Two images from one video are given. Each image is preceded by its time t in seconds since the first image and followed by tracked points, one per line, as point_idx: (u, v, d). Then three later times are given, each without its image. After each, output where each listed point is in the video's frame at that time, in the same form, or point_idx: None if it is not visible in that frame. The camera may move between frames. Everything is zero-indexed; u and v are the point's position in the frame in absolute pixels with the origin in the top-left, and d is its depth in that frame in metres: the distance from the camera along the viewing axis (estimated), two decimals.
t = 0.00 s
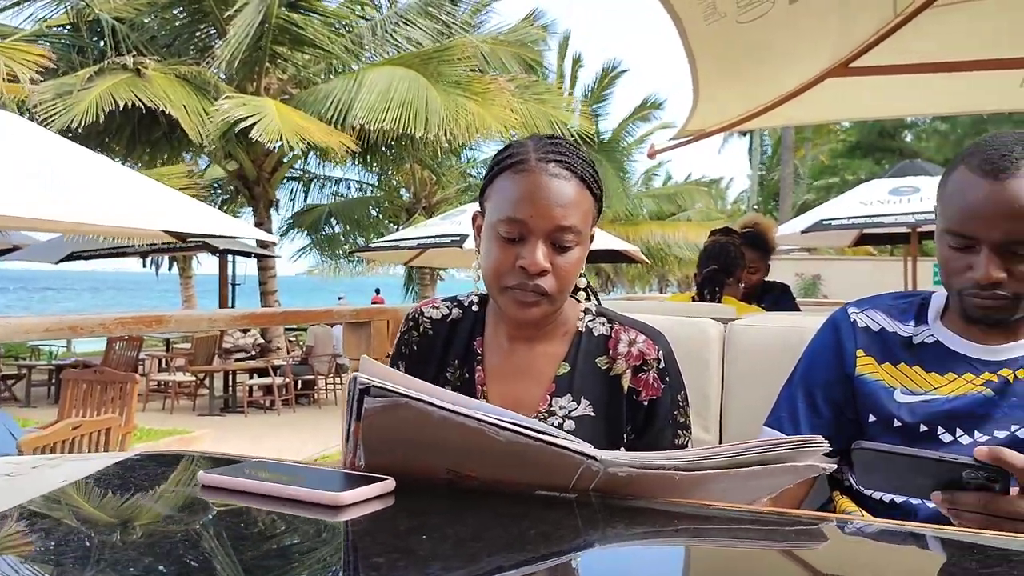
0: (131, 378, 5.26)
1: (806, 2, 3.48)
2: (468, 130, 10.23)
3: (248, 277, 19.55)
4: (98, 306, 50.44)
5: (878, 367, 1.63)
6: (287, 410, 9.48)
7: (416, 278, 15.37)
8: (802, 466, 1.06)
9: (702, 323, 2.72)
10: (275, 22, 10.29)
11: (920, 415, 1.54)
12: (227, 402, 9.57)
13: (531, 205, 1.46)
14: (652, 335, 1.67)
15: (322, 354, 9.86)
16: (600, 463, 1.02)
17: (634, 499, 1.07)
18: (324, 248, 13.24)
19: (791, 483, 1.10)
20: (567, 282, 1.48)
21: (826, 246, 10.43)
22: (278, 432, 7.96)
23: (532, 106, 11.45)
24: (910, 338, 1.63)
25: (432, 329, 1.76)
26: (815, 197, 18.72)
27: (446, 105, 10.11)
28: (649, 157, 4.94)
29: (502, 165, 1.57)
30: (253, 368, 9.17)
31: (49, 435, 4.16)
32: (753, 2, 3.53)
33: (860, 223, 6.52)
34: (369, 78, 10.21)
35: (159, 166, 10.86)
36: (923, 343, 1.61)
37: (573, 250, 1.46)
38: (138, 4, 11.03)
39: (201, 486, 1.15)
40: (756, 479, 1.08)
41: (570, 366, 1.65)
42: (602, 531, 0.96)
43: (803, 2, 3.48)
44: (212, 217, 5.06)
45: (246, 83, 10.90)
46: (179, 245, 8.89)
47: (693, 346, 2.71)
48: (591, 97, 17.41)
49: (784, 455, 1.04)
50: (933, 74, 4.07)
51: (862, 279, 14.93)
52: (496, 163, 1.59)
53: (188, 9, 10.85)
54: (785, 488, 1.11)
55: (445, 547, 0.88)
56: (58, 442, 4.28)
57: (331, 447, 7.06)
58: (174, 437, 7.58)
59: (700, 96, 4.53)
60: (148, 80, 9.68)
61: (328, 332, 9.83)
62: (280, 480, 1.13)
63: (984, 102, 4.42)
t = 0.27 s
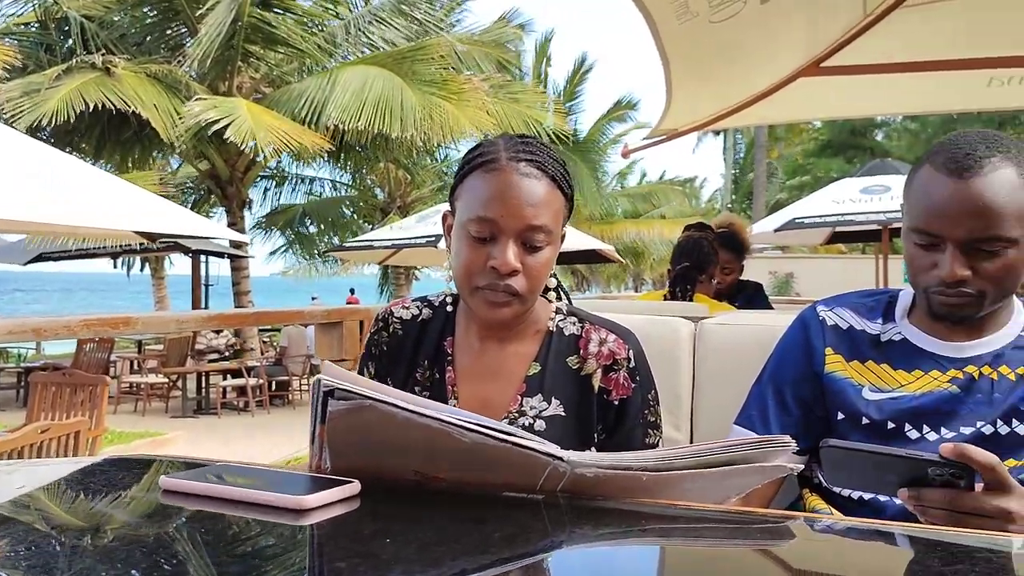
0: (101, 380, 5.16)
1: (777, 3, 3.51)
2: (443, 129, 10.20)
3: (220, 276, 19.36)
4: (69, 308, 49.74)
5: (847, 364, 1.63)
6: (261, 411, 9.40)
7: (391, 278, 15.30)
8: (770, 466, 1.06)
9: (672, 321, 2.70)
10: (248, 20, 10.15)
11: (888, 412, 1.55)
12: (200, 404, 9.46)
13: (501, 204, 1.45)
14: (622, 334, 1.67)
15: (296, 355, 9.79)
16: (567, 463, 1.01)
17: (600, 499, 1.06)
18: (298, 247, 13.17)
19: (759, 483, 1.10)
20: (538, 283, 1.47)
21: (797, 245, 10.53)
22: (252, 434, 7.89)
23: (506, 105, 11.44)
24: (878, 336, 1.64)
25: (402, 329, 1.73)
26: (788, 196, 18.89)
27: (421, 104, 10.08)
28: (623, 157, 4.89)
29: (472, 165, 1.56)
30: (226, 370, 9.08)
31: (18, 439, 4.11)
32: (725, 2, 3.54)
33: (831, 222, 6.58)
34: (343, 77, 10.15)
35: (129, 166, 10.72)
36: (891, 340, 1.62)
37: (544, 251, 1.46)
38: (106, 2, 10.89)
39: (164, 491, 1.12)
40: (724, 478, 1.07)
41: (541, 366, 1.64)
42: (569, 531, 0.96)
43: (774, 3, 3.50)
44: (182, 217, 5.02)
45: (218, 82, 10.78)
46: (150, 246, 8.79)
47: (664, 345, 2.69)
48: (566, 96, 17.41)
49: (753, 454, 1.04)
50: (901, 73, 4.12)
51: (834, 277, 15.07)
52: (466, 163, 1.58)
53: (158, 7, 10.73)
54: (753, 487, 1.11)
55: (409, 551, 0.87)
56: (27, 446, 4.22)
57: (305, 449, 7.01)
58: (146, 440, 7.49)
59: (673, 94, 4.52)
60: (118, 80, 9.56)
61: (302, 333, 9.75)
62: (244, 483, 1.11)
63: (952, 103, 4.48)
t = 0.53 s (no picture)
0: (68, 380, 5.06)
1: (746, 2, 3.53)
2: (415, 128, 10.15)
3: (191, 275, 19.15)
4: (37, 307, 48.97)
5: (812, 362, 1.64)
6: (233, 412, 9.31)
7: (364, 276, 15.22)
8: (732, 466, 1.05)
9: (639, 321, 2.63)
10: (217, 17, 10.02)
11: (852, 409, 1.56)
12: (171, 404, 9.36)
13: (467, 203, 1.44)
14: (589, 333, 1.66)
15: (268, 354, 9.70)
16: (529, 464, 1.00)
17: (563, 500, 1.05)
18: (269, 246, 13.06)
19: (721, 480, 1.10)
20: (505, 282, 1.46)
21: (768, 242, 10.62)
22: (222, 435, 7.81)
23: (478, 103, 11.41)
24: (842, 333, 1.65)
25: (367, 329, 1.71)
26: (758, 193, 19.04)
27: (392, 102, 10.02)
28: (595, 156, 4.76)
29: (438, 163, 1.55)
30: (197, 370, 8.99)
31: None
32: None
33: (801, 220, 6.62)
34: (314, 75, 10.09)
35: (97, 165, 10.58)
36: (855, 337, 1.63)
37: (510, 250, 1.45)
38: None
39: (119, 496, 1.10)
40: (685, 477, 1.07)
41: (508, 365, 1.63)
42: (531, 531, 0.95)
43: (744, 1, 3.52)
44: (152, 216, 4.97)
45: (187, 80, 10.64)
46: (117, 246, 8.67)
47: (631, 343, 2.61)
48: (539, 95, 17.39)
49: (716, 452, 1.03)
50: (869, 73, 4.15)
51: (805, 274, 15.21)
52: (432, 162, 1.57)
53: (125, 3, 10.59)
54: (716, 486, 1.11)
55: (367, 555, 0.86)
56: None
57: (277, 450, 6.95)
58: (114, 442, 7.39)
59: (644, 94, 4.46)
60: (85, 78, 9.41)
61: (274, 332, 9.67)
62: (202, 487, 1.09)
63: (916, 102, 4.54)
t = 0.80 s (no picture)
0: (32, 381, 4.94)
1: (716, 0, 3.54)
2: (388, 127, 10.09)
3: (160, 274, 18.88)
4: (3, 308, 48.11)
5: (778, 358, 1.64)
6: (204, 412, 9.21)
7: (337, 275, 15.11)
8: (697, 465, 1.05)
9: (607, 317, 2.61)
10: (185, 13, 9.89)
11: (818, 404, 1.56)
12: (140, 404, 9.23)
13: (430, 197, 1.43)
14: (556, 329, 1.65)
15: (239, 353, 9.60)
16: (491, 463, 0.99)
17: (525, 498, 1.04)
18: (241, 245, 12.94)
19: (685, 479, 1.09)
20: (470, 277, 1.44)
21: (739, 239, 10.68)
22: (192, 435, 7.72)
23: (450, 101, 11.37)
24: (809, 328, 1.65)
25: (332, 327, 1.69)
26: (730, 191, 19.16)
27: (363, 99, 9.96)
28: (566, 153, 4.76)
29: (400, 158, 1.53)
30: (167, 369, 8.88)
31: None
32: None
33: (772, 217, 6.66)
34: (284, 72, 10.02)
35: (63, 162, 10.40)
36: (821, 332, 1.64)
37: (474, 245, 1.44)
38: None
39: (69, 500, 1.07)
40: (647, 477, 1.06)
41: (475, 363, 1.62)
42: (493, 530, 0.94)
43: None
44: (120, 214, 4.92)
45: (156, 77, 10.51)
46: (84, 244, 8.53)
47: (600, 340, 2.58)
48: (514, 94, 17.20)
49: (680, 450, 1.03)
50: (838, 71, 4.18)
51: (776, 270, 15.33)
52: (394, 156, 1.55)
53: None
54: (680, 485, 1.10)
55: (322, 557, 0.84)
56: None
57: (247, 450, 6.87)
58: (82, 443, 7.28)
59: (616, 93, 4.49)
60: (50, 73, 9.25)
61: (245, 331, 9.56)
62: (158, 488, 1.07)
63: (883, 100, 4.58)
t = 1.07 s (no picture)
0: None
1: None
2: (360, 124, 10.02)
3: (129, 274, 18.62)
4: None
5: (745, 352, 1.64)
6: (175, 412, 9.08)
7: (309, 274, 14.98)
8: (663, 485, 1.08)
9: (575, 313, 2.60)
10: (154, 9, 9.77)
11: (786, 398, 1.56)
12: (109, 405, 9.09)
13: (386, 186, 1.41)
14: (523, 323, 1.64)
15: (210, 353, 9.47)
16: (455, 464, 0.98)
17: (490, 496, 1.03)
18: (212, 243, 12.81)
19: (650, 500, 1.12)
20: (428, 266, 1.43)
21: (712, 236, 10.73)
22: (163, 436, 7.60)
23: (423, 99, 11.33)
24: (777, 323, 1.65)
25: (298, 324, 1.66)
26: (702, 190, 19.25)
27: (334, 97, 9.88)
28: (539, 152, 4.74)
29: (355, 151, 1.52)
30: (136, 369, 8.74)
31: None
32: None
33: (744, 215, 6.70)
34: (255, 69, 9.92)
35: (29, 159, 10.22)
36: (788, 327, 1.64)
37: (433, 233, 1.42)
38: None
39: (19, 501, 1.03)
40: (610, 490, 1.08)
41: (442, 359, 1.60)
42: (456, 526, 0.93)
43: None
44: (86, 211, 4.85)
45: (124, 74, 10.39)
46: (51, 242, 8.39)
47: (567, 335, 2.56)
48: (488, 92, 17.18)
49: (645, 469, 1.07)
50: (808, 70, 4.20)
51: (749, 268, 15.42)
52: (350, 149, 1.54)
53: None
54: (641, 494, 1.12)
55: (279, 557, 0.82)
56: None
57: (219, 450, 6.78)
58: (48, 445, 7.14)
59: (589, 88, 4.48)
60: (15, 69, 9.06)
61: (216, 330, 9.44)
62: (111, 487, 1.04)
63: (853, 99, 4.62)
